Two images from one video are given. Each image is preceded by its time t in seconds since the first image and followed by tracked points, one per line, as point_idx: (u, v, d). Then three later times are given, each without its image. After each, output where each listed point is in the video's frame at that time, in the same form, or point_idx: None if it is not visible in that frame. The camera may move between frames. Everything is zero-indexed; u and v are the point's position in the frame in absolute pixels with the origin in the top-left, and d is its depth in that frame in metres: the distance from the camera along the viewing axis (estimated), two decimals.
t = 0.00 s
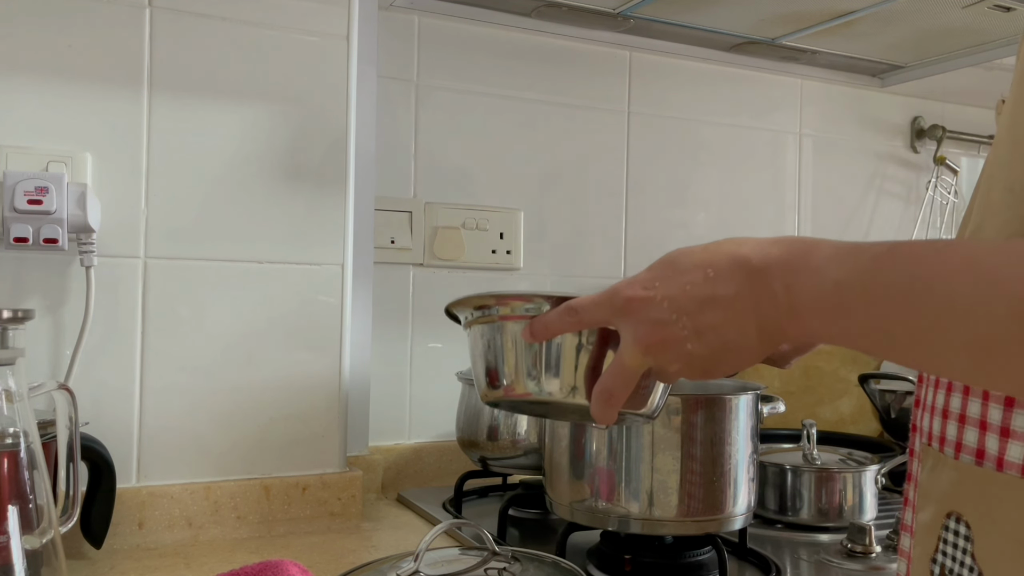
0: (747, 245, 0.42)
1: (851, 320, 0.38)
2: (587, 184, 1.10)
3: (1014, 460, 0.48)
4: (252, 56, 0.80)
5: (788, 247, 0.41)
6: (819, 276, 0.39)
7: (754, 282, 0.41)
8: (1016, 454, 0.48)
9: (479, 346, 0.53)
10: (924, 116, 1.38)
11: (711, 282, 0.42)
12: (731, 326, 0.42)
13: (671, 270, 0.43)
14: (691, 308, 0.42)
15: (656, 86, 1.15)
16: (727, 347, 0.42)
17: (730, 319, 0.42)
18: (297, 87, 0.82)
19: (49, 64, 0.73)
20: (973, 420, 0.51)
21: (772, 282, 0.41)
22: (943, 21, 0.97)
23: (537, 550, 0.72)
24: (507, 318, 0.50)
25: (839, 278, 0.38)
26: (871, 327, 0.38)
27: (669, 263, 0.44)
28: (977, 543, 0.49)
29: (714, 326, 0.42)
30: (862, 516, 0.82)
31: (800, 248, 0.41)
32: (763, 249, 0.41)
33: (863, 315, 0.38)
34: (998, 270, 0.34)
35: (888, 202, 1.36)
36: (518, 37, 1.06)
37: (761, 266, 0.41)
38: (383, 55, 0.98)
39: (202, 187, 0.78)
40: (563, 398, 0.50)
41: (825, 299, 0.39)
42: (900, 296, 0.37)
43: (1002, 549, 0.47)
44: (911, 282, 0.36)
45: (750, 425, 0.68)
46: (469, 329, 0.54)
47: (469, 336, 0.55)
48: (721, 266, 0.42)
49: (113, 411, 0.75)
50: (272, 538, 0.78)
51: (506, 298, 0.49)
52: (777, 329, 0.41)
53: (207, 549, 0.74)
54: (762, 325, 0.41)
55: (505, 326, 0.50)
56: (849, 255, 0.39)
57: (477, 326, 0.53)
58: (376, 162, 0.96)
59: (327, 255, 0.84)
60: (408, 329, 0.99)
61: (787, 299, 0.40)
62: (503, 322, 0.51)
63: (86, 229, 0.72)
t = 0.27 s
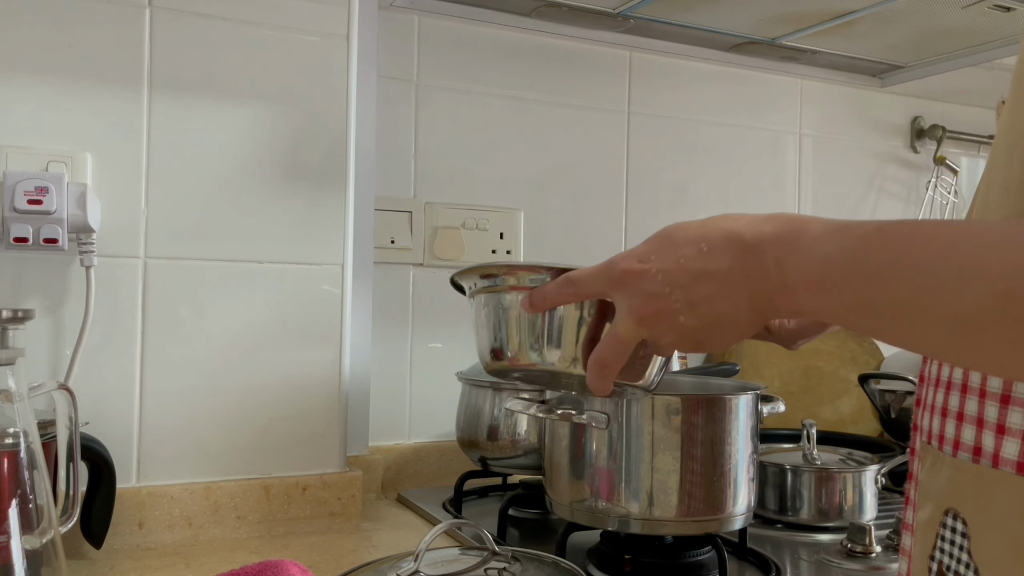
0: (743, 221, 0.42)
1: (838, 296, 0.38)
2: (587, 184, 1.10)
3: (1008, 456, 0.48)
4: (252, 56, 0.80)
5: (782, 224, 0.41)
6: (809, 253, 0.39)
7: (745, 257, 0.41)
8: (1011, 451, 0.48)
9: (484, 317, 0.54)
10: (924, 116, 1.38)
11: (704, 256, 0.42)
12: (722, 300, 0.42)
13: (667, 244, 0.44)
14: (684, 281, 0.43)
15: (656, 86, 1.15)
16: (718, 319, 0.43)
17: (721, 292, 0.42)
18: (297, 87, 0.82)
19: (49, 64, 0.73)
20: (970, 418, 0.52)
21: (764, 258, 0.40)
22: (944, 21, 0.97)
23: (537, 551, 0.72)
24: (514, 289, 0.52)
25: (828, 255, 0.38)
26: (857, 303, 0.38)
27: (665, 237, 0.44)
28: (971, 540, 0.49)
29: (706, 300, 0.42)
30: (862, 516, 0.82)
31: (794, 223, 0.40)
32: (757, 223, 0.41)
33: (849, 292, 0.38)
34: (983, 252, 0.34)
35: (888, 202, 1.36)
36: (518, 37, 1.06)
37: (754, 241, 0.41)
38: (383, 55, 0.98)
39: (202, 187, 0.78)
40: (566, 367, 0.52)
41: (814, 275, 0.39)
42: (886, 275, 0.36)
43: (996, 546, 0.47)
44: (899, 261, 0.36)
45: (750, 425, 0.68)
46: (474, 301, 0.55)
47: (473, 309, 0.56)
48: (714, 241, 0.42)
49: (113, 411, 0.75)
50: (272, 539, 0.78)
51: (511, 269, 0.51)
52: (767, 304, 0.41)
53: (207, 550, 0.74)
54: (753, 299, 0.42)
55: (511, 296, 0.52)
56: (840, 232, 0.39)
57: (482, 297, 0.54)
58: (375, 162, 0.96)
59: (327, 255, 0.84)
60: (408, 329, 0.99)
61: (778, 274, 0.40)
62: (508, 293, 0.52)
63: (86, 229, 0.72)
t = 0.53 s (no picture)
0: (732, 221, 0.42)
1: (823, 297, 0.38)
2: (587, 184, 1.10)
3: (1010, 456, 0.48)
4: (252, 56, 0.80)
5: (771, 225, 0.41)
6: (795, 255, 0.39)
7: (733, 256, 0.41)
8: (1013, 450, 0.48)
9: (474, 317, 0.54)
10: (924, 116, 1.38)
11: (695, 257, 0.42)
12: (710, 301, 0.42)
13: (658, 244, 0.44)
14: (674, 282, 0.43)
15: (657, 86, 1.15)
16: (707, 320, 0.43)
17: (710, 292, 0.42)
18: (297, 86, 0.82)
19: (49, 64, 0.73)
20: (972, 417, 0.52)
21: (752, 259, 0.41)
22: (943, 21, 0.97)
23: (537, 550, 0.72)
24: (504, 289, 0.51)
25: (814, 256, 0.38)
26: (843, 304, 0.38)
27: (656, 238, 0.45)
28: (972, 539, 0.49)
29: (695, 300, 0.43)
30: (862, 516, 0.82)
31: (782, 224, 0.41)
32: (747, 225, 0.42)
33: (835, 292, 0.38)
34: (965, 252, 0.34)
35: (887, 202, 1.36)
36: (518, 36, 1.06)
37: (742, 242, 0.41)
38: (383, 55, 0.98)
39: (203, 187, 0.78)
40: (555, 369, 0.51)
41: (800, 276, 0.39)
42: (872, 274, 0.36)
43: (994, 545, 0.47)
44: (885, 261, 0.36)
45: (750, 425, 0.68)
46: (464, 301, 0.55)
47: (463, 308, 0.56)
48: (705, 242, 0.42)
49: (113, 411, 0.75)
50: (272, 539, 0.78)
51: (500, 269, 0.51)
52: (755, 305, 0.42)
53: (207, 549, 0.74)
54: (741, 300, 0.42)
55: (501, 297, 0.51)
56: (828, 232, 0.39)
57: (471, 296, 0.54)
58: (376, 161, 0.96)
59: (327, 255, 0.84)
60: (408, 329, 0.99)
61: (764, 275, 0.40)
62: (498, 292, 0.52)
63: (86, 229, 0.72)
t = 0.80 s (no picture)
0: (735, 212, 0.42)
1: (826, 290, 0.38)
2: (586, 184, 1.10)
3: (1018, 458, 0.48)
4: (252, 56, 0.80)
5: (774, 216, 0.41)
6: (799, 247, 0.39)
7: (735, 247, 0.41)
8: (1020, 452, 0.48)
9: (473, 306, 0.55)
10: (924, 116, 1.38)
11: (697, 246, 0.42)
12: (712, 292, 0.42)
13: (659, 234, 0.44)
14: (674, 272, 0.43)
15: (657, 86, 1.15)
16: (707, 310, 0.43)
17: (711, 283, 0.42)
18: (297, 87, 0.82)
19: (49, 64, 0.73)
20: (980, 419, 0.52)
21: (755, 251, 0.41)
22: (944, 21, 0.97)
23: (537, 551, 0.72)
24: (502, 276, 0.53)
25: (818, 248, 0.38)
26: (845, 298, 0.38)
27: (658, 227, 0.44)
28: (981, 539, 0.49)
29: (695, 290, 0.43)
30: (862, 516, 0.82)
31: (786, 217, 0.41)
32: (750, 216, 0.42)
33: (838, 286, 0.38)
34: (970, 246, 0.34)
35: (887, 202, 1.36)
36: (518, 36, 1.06)
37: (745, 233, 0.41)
38: (383, 55, 0.98)
39: (203, 187, 0.78)
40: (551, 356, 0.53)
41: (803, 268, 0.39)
42: (876, 268, 0.36)
43: (1001, 545, 0.48)
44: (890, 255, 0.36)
45: (750, 425, 0.68)
46: (463, 288, 0.57)
47: (462, 297, 0.57)
48: (706, 232, 0.42)
49: (113, 411, 0.75)
50: (271, 539, 0.78)
51: (499, 257, 0.52)
52: (756, 296, 0.42)
53: (207, 549, 0.74)
54: (742, 292, 0.42)
55: (499, 284, 0.53)
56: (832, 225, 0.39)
57: (471, 284, 0.55)
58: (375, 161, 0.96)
59: (327, 255, 0.84)
60: (407, 329, 0.99)
61: (766, 267, 0.40)
62: (497, 281, 0.53)
63: (86, 229, 0.72)
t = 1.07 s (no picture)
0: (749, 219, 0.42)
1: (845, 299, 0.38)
2: (587, 184, 1.10)
3: None
4: (252, 56, 0.80)
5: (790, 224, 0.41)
6: (819, 255, 0.39)
7: (752, 255, 0.41)
8: None
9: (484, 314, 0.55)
10: (924, 116, 1.38)
11: (712, 254, 0.42)
12: (728, 300, 0.42)
13: (672, 242, 0.44)
14: (690, 281, 0.43)
15: (657, 86, 1.15)
16: (724, 319, 0.43)
17: (728, 291, 0.42)
18: (297, 87, 0.82)
19: (50, 64, 0.73)
20: (993, 422, 0.51)
21: (773, 258, 0.40)
22: (944, 21, 0.97)
23: (536, 550, 0.72)
24: (513, 285, 0.52)
25: (837, 257, 0.38)
26: (865, 306, 0.38)
27: (671, 234, 0.44)
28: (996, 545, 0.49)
29: (711, 299, 0.42)
30: (863, 516, 0.82)
31: (802, 224, 0.40)
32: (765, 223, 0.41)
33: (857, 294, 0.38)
34: (997, 258, 0.34)
35: (888, 202, 1.36)
36: (518, 36, 1.06)
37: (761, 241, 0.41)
38: (383, 55, 0.98)
39: (203, 187, 0.78)
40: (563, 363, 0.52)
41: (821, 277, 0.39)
42: (898, 276, 0.36)
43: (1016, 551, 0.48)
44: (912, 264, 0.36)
45: (750, 425, 0.68)
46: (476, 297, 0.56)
47: (473, 305, 0.57)
48: (722, 240, 0.42)
49: (113, 411, 0.75)
50: (270, 539, 0.78)
51: (507, 265, 0.52)
52: (773, 305, 0.41)
53: (207, 549, 0.74)
54: (759, 300, 0.41)
55: (510, 292, 0.53)
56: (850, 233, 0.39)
57: (482, 292, 0.55)
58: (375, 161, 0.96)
59: (327, 255, 0.84)
60: (407, 329, 0.99)
61: (784, 275, 0.40)
62: (506, 289, 0.53)
63: (86, 229, 0.72)
